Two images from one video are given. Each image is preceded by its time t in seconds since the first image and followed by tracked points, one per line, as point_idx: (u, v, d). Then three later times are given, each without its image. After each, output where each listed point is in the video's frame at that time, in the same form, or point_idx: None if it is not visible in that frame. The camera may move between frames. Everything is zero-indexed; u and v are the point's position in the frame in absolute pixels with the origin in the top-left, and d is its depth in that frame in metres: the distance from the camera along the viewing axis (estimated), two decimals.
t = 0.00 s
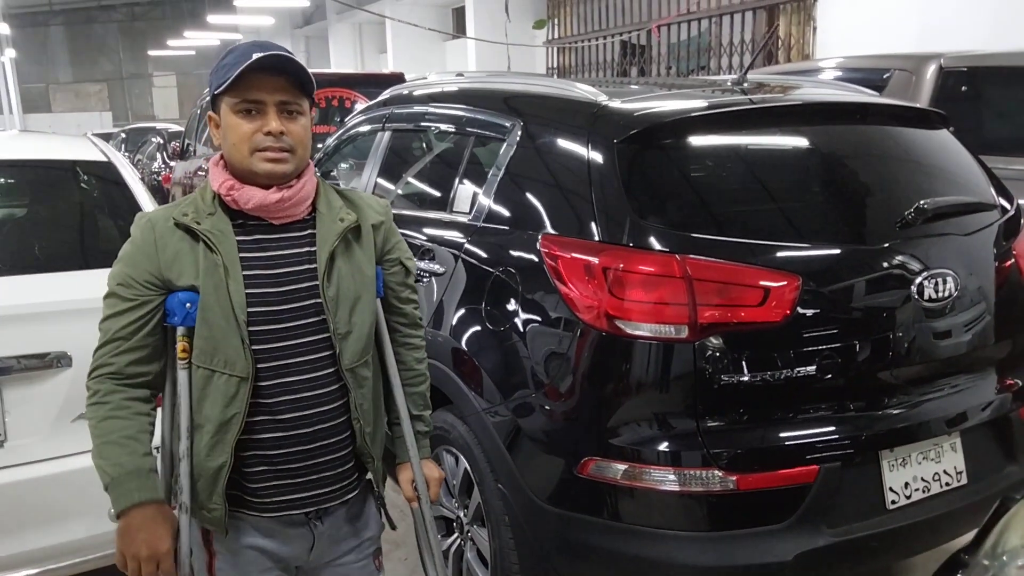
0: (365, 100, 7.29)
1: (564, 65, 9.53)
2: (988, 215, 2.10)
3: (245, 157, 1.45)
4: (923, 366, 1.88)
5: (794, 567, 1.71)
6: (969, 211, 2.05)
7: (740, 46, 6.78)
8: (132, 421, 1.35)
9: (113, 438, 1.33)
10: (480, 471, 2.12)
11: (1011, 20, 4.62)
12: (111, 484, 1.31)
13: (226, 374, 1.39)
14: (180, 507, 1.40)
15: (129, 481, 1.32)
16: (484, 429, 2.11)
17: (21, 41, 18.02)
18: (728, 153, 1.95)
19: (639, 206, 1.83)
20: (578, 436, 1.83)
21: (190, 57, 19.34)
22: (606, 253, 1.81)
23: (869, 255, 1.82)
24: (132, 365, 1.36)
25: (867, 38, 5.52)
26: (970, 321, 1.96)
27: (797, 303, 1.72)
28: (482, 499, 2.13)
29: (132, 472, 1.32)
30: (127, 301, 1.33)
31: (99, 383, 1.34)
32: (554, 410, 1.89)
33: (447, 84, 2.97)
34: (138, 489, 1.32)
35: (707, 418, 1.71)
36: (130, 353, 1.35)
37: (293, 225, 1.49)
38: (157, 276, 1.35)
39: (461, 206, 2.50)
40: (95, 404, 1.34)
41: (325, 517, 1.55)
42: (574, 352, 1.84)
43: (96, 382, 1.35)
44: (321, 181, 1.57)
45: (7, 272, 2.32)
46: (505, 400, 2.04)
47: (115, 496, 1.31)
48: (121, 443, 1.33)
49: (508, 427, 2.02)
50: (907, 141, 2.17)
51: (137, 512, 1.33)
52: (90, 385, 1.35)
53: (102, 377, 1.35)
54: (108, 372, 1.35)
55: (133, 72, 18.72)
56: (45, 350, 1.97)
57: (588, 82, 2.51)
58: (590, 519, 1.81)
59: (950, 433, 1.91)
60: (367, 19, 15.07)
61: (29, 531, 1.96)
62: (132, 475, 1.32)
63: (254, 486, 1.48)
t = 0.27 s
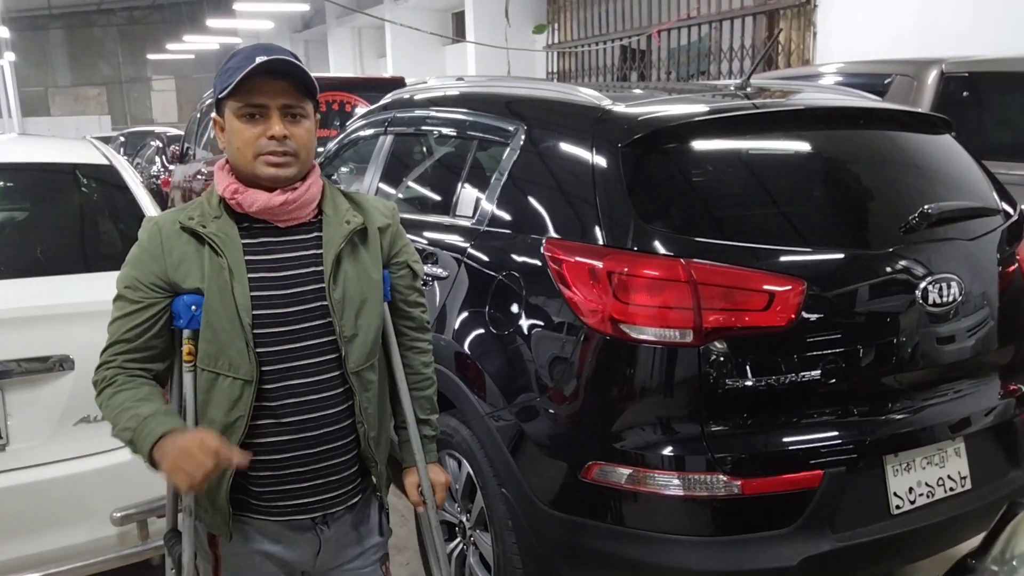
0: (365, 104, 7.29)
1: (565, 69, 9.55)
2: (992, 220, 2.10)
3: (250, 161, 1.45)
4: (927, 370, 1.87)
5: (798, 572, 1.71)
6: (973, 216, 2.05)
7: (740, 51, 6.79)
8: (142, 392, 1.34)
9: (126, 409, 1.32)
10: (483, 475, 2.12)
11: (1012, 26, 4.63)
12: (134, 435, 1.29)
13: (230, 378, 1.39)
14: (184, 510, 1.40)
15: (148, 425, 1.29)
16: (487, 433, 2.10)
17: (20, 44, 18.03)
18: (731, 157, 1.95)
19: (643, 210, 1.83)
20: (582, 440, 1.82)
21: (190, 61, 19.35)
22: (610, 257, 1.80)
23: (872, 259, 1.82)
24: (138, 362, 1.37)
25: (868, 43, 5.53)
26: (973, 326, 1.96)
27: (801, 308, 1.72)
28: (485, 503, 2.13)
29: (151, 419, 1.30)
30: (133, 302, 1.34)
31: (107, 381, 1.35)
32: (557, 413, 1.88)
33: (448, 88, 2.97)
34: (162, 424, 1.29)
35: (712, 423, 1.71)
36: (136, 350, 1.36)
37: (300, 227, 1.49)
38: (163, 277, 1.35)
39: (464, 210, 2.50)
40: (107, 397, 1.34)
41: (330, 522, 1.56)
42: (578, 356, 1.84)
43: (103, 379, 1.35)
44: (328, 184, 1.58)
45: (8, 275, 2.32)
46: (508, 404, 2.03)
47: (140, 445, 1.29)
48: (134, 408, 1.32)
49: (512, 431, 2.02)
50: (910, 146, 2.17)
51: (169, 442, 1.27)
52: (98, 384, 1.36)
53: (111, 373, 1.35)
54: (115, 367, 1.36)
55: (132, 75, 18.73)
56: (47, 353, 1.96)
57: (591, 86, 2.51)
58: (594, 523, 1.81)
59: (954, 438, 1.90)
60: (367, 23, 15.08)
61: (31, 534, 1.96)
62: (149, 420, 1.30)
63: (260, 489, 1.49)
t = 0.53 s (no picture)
0: (365, 109, 7.30)
1: (564, 75, 9.56)
2: (993, 225, 2.10)
3: (257, 164, 1.45)
4: (929, 375, 1.88)
5: None
6: (975, 222, 2.06)
7: (739, 57, 6.81)
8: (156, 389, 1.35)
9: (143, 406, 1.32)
10: (487, 479, 2.12)
11: (1011, 32, 4.65)
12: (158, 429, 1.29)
13: (239, 382, 1.39)
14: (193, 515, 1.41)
15: (169, 418, 1.29)
16: (491, 437, 2.10)
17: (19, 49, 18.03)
18: (735, 163, 1.95)
19: (647, 215, 1.84)
20: (586, 444, 1.83)
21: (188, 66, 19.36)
22: (615, 263, 1.81)
23: (875, 264, 1.82)
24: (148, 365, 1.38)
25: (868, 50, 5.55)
26: (975, 331, 1.96)
27: (805, 313, 1.73)
28: (488, 508, 2.13)
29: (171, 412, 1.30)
30: (144, 307, 1.35)
31: (119, 386, 1.35)
32: (562, 417, 1.88)
33: (449, 93, 2.98)
34: (184, 415, 1.30)
35: (715, 427, 1.71)
36: (147, 353, 1.37)
37: (307, 232, 1.50)
38: (173, 281, 1.36)
39: (466, 214, 2.50)
40: (122, 401, 1.34)
41: (336, 527, 1.56)
42: (582, 361, 1.84)
43: (115, 384, 1.35)
44: (334, 189, 1.59)
45: (9, 279, 2.32)
46: (512, 408, 2.04)
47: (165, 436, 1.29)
48: (150, 404, 1.32)
49: (516, 435, 2.02)
50: (912, 152, 2.18)
51: (196, 422, 1.29)
52: (110, 389, 1.36)
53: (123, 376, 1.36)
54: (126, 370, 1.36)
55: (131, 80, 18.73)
56: (49, 358, 1.96)
57: (593, 91, 2.52)
58: (598, 528, 1.81)
59: (957, 443, 1.91)
60: (366, 28, 15.10)
61: (33, 539, 1.95)
62: (169, 413, 1.30)
63: (267, 494, 1.49)
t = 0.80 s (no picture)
0: (366, 111, 7.30)
1: (564, 77, 9.58)
2: (997, 226, 2.11)
3: (264, 165, 1.45)
4: (933, 376, 1.88)
5: None
6: (980, 223, 2.06)
7: (739, 59, 6.82)
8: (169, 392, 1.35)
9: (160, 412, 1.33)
10: (491, 480, 2.12)
11: (1011, 35, 4.66)
12: (184, 437, 1.30)
13: (248, 382, 1.39)
14: (202, 516, 1.41)
15: (194, 425, 1.31)
16: (495, 438, 2.10)
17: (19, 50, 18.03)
18: (739, 164, 1.96)
19: (652, 216, 1.84)
20: (591, 445, 1.83)
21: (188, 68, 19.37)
22: (620, 263, 1.81)
23: (880, 265, 1.83)
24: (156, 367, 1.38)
25: (868, 53, 5.57)
26: (978, 332, 1.96)
27: (810, 314, 1.73)
28: (493, 509, 2.13)
29: (195, 417, 1.32)
30: (152, 308, 1.34)
31: (130, 390, 1.35)
32: (568, 417, 1.89)
33: (451, 94, 2.98)
34: (210, 422, 1.32)
35: (721, 428, 1.71)
36: (156, 355, 1.37)
37: (314, 233, 1.50)
38: (182, 283, 1.36)
39: (470, 216, 2.50)
40: (135, 406, 1.34)
41: (342, 528, 1.56)
42: (587, 362, 1.85)
43: (125, 389, 1.35)
44: (340, 190, 1.59)
45: (12, 281, 2.31)
46: (517, 408, 2.04)
47: (191, 443, 1.31)
48: (168, 409, 1.33)
49: (521, 436, 2.02)
50: (915, 153, 2.18)
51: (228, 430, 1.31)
52: (118, 394, 1.35)
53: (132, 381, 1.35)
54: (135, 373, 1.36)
55: (130, 82, 18.73)
56: (52, 359, 1.96)
57: (596, 93, 2.52)
58: (603, 528, 1.81)
59: (961, 444, 1.91)
60: (366, 30, 15.11)
61: (38, 540, 1.95)
62: (195, 421, 1.31)
63: (275, 493, 1.49)
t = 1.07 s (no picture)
0: (365, 111, 7.31)
1: (563, 77, 9.59)
2: (997, 227, 2.12)
3: (269, 165, 1.46)
4: (934, 376, 1.89)
5: None
6: (980, 223, 2.07)
7: (738, 60, 6.83)
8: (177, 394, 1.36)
9: (170, 416, 1.33)
10: (493, 479, 2.13)
11: (1009, 36, 4.67)
12: (199, 442, 1.32)
13: (254, 381, 1.40)
14: (207, 514, 1.41)
15: (208, 430, 1.32)
16: (497, 438, 2.11)
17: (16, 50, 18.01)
18: (741, 165, 1.96)
19: (654, 216, 1.85)
20: (594, 444, 1.83)
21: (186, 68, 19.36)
22: (622, 263, 1.82)
23: (881, 266, 1.84)
24: (160, 367, 1.37)
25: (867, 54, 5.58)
26: (979, 332, 1.97)
27: (812, 313, 1.74)
28: (495, 508, 2.14)
29: (208, 422, 1.33)
30: (158, 308, 1.34)
31: (135, 391, 1.35)
32: (570, 416, 1.89)
33: (450, 94, 2.98)
34: (224, 427, 1.33)
35: (723, 427, 1.72)
36: (161, 356, 1.37)
37: (318, 232, 1.51)
38: (188, 282, 1.36)
39: (471, 216, 2.50)
40: (142, 408, 1.34)
41: (345, 527, 1.56)
42: (589, 362, 1.85)
43: (130, 390, 1.34)
44: (344, 190, 1.59)
45: (14, 280, 2.31)
46: (519, 408, 2.04)
47: (205, 448, 1.32)
48: (179, 414, 1.33)
49: (523, 435, 2.02)
50: (916, 154, 2.19)
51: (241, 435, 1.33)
52: (122, 395, 1.35)
53: (138, 383, 1.35)
54: (140, 375, 1.35)
55: (128, 82, 18.72)
56: (53, 358, 1.96)
57: (598, 93, 2.52)
58: (606, 527, 1.82)
59: (962, 443, 1.92)
60: (365, 31, 15.11)
61: (40, 539, 1.95)
62: (208, 425, 1.32)
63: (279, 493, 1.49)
